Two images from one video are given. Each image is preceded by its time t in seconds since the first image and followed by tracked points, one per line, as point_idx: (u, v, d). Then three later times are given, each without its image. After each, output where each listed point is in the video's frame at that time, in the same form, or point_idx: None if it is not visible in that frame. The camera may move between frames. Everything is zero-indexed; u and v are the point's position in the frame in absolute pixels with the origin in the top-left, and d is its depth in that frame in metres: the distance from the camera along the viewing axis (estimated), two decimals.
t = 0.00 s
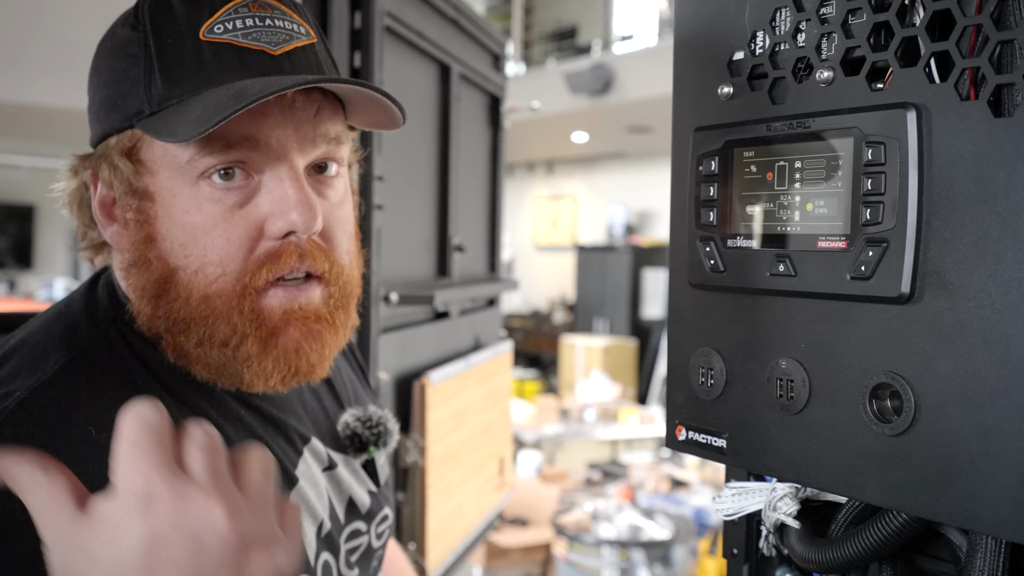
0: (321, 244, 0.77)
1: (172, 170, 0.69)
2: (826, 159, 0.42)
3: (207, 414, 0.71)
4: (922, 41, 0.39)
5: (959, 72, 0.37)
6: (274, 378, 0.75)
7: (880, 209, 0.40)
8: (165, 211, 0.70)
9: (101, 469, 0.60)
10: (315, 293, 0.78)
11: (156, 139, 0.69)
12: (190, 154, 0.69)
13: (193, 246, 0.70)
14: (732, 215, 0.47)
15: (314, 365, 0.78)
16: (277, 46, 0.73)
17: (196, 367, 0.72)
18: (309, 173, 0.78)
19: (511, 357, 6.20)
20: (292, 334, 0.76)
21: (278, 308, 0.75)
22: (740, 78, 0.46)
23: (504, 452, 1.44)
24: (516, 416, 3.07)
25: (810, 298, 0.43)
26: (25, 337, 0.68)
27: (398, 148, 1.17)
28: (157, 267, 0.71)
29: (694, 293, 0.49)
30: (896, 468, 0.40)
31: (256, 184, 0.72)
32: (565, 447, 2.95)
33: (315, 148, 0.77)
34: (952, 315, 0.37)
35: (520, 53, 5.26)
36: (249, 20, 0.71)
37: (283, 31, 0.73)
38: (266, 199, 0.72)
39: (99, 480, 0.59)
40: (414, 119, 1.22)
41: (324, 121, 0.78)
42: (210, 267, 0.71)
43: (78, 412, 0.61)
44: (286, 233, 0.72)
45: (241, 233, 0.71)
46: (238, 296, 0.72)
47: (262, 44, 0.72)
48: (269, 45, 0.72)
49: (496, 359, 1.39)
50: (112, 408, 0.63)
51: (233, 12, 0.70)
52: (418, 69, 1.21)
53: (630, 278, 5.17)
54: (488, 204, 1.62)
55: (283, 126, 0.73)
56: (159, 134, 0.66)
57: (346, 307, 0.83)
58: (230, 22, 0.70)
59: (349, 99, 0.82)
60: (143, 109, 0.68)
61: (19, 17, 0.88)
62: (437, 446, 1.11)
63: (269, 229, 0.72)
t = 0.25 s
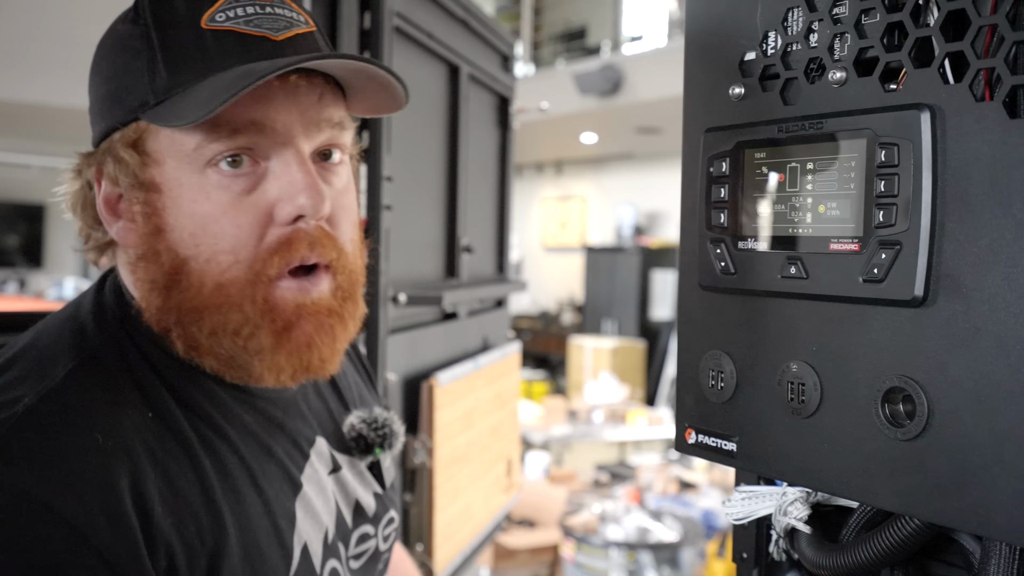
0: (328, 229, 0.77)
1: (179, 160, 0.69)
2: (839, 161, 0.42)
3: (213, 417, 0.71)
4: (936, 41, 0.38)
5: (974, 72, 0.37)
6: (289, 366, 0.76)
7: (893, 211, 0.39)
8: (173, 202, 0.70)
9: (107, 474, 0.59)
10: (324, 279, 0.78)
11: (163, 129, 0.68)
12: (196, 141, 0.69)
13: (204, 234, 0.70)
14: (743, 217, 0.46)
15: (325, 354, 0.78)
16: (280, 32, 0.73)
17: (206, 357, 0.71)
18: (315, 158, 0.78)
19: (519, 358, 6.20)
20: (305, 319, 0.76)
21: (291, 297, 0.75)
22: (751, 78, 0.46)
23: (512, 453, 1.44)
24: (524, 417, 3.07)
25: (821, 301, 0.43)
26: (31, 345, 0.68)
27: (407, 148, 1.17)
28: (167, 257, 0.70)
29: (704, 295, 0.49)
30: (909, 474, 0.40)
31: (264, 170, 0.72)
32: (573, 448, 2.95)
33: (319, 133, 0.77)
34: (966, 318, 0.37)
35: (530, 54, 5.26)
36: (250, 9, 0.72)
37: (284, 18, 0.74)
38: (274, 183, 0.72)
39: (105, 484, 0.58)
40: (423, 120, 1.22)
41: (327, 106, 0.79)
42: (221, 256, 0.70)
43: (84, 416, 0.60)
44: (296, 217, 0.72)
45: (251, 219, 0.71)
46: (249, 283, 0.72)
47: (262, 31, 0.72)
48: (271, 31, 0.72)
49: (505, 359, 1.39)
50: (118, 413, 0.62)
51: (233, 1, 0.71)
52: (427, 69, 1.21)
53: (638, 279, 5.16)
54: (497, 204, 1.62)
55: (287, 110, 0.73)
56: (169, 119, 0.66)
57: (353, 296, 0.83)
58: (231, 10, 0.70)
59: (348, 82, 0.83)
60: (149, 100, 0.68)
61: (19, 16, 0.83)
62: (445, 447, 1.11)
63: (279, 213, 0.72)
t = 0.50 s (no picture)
0: (349, 250, 0.78)
1: (201, 187, 0.70)
2: (848, 164, 0.42)
3: (221, 422, 0.72)
4: (947, 43, 0.38)
5: (985, 75, 0.36)
6: (312, 382, 0.78)
7: (903, 214, 0.39)
8: (194, 226, 0.71)
9: (116, 479, 0.59)
10: (344, 297, 0.79)
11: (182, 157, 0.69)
12: (220, 173, 0.69)
13: (227, 260, 0.72)
14: (751, 220, 0.46)
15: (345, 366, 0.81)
16: (304, 58, 0.73)
17: (229, 378, 0.73)
18: (337, 180, 0.79)
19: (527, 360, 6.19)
20: (327, 338, 0.78)
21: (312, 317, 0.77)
22: (760, 81, 0.46)
23: (519, 456, 1.43)
24: (532, 420, 3.06)
25: (830, 305, 0.42)
26: (31, 350, 0.68)
27: (416, 151, 1.17)
28: (191, 281, 0.72)
29: (712, 298, 0.49)
30: (919, 480, 0.39)
31: (287, 199, 0.72)
32: (582, 451, 2.94)
33: (342, 158, 0.78)
34: (977, 323, 0.37)
35: (539, 57, 5.26)
36: (272, 31, 0.71)
37: (306, 40, 0.74)
38: (297, 211, 0.73)
39: (114, 488, 0.58)
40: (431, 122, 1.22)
41: (349, 129, 0.79)
42: (245, 282, 0.72)
43: (93, 420, 0.60)
44: (320, 244, 0.73)
45: (275, 246, 0.72)
46: (273, 306, 0.73)
47: (288, 56, 0.72)
48: (296, 57, 0.73)
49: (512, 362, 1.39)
50: (126, 419, 0.63)
51: (255, 24, 0.70)
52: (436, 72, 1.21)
53: (647, 282, 5.15)
54: (506, 207, 1.62)
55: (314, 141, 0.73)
56: (195, 155, 0.66)
57: (370, 306, 0.85)
58: (254, 34, 0.70)
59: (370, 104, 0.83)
60: (168, 126, 0.68)
61: (19, 20, 0.88)
62: (452, 450, 1.11)
63: (303, 240, 0.73)
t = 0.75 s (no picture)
0: (354, 241, 0.78)
1: (202, 183, 0.70)
2: (854, 164, 0.41)
3: (231, 424, 0.72)
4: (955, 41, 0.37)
5: (993, 73, 0.36)
6: (320, 377, 0.77)
7: (910, 214, 0.39)
8: (196, 224, 0.71)
9: (130, 473, 0.59)
10: (350, 289, 0.79)
11: (182, 154, 0.69)
12: (221, 168, 0.69)
13: (231, 256, 0.71)
14: (757, 220, 0.46)
15: (354, 361, 0.80)
16: (299, 47, 0.74)
17: (236, 376, 0.73)
18: (337, 169, 0.79)
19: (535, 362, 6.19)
20: (335, 331, 0.77)
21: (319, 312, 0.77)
22: (766, 80, 0.46)
23: (525, 458, 1.43)
24: (539, 421, 3.06)
25: (836, 306, 0.42)
26: (40, 351, 0.68)
27: (422, 151, 1.17)
28: (194, 280, 0.72)
29: (717, 299, 0.48)
30: (926, 483, 0.39)
31: (289, 191, 0.72)
32: (589, 452, 2.93)
33: (342, 148, 0.78)
34: (985, 324, 0.36)
35: (546, 58, 5.26)
36: (266, 23, 0.72)
37: (300, 31, 0.74)
38: (300, 204, 0.72)
39: (128, 481, 0.59)
40: (437, 124, 1.22)
41: (348, 119, 0.79)
42: (250, 277, 0.72)
43: (106, 416, 0.61)
44: (324, 235, 0.73)
45: (279, 240, 0.71)
46: (279, 301, 0.73)
47: (283, 47, 0.72)
48: (291, 47, 0.73)
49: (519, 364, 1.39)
50: (138, 415, 0.63)
51: (249, 16, 0.70)
52: (442, 73, 1.21)
53: (655, 283, 5.14)
54: (512, 208, 1.62)
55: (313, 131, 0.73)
56: (197, 150, 0.66)
57: (376, 301, 0.84)
58: (248, 27, 0.70)
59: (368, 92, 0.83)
60: (166, 123, 0.68)
61: (19, 20, 0.89)
62: (458, 451, 1.10)
63: (307, 232, 0.72)
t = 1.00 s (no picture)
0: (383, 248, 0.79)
1: (236, 196, 0.70)
2: (858, 162, 0.41)
3: (237, 428, 0.72)
4: (959, 38, 0.37)
5: (998, 71, 0.35)
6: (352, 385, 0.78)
7: (914, 212, 0.38)
8: (230, 237, 0.71)
9: (140, 493, 0.59)
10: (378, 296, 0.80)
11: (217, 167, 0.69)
12: (258, 182, 0.69)
13: (267, 269, 0.72)
14: (761, 219, 0.46)
15: (381, 365, 0.82)
16: (332, 58, 0.74)
17: (266, 386, 0.74)
18: (364, 177, 0.80)
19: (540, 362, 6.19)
20: (365, 338, 0.78)
21: (350, 320, 0.78)
22: (770, 78, 0.45)
23: (530, 458, 1.43)
24: (544, 422, 3.06)
25: (840, 305, 0.42)
26: (49, 358, 0.68)
27: (427, 151, 1.17)
28: (226, 292, 0.72)
29: (721, 298, 0.48)
30: (931, 484, 0.39)
31: (324, 203, 0.72)
32: (594, 452, 2.93)
33: (372, 156, 0.79)
34: (990, 323, 0.36)
35: (552, 58, 5.25)
36: (299, 33, 0.72)
37: (330, 41, 0.75)
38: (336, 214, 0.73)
39: (139, 504, 0.59)
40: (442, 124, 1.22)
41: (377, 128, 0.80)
42: (286, 289, 0.72)
43: (116, 435, 0.61)
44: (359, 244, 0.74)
45: (315, 251, 0.72)
46: (314, 311, 0.73)
47: (317, 58, 0.73)
48: (325, 58, 0.74)
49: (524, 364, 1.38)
50: (148, 430, 0.63)
51: (283, 27, 0.71)
52: (447, 73, 1.21)
53: (660, 283, 5.13)
54: (517, 208, 1.62)
55: (350, 144, 0.74)
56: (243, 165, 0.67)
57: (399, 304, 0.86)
58: (283, 38, 0.71)
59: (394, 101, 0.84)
60: (201, 135, 0.68)
61: (22, 21, 0.89)
62: (462, 451, 1.11)
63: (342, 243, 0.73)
